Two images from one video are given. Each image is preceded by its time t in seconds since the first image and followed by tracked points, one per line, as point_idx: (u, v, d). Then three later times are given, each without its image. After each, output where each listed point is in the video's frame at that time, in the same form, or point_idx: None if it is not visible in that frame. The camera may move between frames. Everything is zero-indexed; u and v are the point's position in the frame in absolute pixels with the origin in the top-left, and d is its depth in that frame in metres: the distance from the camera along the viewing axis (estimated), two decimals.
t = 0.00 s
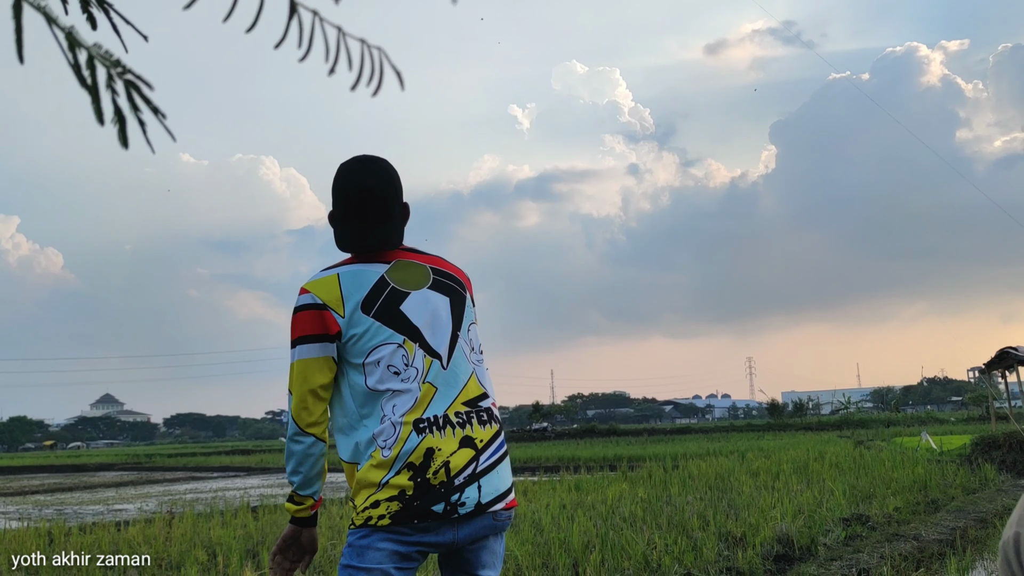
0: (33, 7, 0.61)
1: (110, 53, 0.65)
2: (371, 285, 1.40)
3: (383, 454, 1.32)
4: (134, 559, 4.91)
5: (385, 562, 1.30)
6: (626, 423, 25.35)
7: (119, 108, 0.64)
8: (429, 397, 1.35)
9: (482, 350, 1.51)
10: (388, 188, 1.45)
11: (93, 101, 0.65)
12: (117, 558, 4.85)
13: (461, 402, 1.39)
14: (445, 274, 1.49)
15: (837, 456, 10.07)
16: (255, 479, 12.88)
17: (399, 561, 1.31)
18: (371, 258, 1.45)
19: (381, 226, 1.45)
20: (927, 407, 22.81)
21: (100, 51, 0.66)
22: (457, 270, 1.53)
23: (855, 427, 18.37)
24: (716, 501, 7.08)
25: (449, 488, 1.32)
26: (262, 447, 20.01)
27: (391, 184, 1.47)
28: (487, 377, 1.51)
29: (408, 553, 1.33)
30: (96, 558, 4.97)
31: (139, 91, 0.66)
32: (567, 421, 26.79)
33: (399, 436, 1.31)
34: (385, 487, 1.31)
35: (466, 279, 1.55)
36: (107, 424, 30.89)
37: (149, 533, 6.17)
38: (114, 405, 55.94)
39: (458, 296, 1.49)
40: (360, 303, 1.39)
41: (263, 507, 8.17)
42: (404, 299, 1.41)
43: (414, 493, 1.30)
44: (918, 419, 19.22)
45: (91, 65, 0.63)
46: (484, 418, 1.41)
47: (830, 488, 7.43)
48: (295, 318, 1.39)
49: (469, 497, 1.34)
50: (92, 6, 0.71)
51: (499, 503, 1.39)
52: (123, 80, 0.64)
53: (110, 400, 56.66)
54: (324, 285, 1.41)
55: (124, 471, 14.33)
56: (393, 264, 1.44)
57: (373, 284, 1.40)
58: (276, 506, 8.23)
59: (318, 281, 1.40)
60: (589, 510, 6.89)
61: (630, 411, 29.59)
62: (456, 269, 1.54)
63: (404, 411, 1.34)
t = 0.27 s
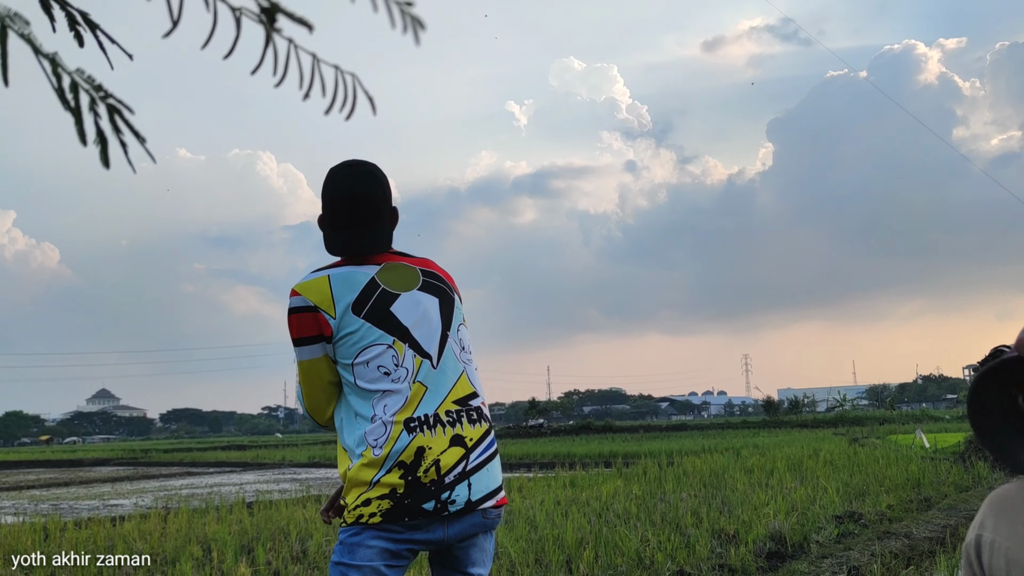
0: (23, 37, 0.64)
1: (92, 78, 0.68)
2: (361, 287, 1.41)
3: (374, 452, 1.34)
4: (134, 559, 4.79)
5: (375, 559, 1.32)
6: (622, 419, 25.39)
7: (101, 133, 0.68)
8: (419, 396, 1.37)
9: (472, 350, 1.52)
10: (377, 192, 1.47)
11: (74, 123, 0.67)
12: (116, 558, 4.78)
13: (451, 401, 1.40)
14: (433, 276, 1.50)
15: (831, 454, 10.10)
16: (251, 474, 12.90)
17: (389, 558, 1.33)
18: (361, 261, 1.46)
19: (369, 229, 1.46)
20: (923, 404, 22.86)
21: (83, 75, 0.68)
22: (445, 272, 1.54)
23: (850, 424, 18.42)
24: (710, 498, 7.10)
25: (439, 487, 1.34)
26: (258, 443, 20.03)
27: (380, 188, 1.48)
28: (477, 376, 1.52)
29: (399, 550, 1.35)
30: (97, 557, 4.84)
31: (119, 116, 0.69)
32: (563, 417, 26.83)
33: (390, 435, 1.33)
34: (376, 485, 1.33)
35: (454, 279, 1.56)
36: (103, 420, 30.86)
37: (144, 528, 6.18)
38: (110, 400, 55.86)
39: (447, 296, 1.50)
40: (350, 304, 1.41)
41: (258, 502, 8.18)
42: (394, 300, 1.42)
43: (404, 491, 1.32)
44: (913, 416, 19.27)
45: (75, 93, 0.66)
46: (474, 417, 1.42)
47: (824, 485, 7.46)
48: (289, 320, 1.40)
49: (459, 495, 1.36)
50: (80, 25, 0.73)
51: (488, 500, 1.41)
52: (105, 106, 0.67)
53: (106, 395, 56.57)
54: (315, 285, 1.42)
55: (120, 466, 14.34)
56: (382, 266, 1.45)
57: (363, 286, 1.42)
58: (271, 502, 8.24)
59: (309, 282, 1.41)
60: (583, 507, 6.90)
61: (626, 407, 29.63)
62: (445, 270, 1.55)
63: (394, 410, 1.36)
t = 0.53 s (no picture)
0: (8, 40, 0.67)
1: (77, 81, 0.71)
2: (354, 285, 1.42)
3: (366, 449, 1.35)
4: (133, 559, 4.69)
5: (366, 554, 1.33)
6: (619, 417, 25.41)
7: (87, 133, 0.70)
8: (411, 394, 1.38)
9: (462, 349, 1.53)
10: (369, 191, 1.48)
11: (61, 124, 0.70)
12: (115, 559, 4.69)
13: (442, 398, 1.41)
14: (424, 275, 1.51)
15: (827, 452, 10.13)
16: (248, 470, 12.91)
17: (380, 553, 1.34)
18: (353, 259, 1.47)
19: (361, 228, 1.48)
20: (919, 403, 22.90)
21: (67, 75, 0.71)
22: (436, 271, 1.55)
23: (846, 422, 18.45)
24: (705, 496, 7.13)
25: (430, 483, 1.35)
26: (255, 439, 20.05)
27: (372, 188, 1.49)
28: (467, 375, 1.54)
29: (390, 545, 1.36)
30: (97, 558, 4.76)
31: (106, 115, 0.72)
32: (560, 414, 26.84)
33: (382, 431, 1.34)
34: (367, 481, 1.34)
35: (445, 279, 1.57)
36: (100, 415, 30.83)
37: (140, 523, 6.19)
38: (107, 396, 55.80)
39: (438, 295, 1.51)
40: (344, 302, 1.42)
41: (254, 498, 8.19)
42: (386, 298, 1.43)
43: (396, 487, 1.33)
44: (909, 415, 19.31)
45: (61, 93, 0.69)
46: (464, 415, 1.43)
47: (819, 484, 7.48)
48: (280, 314, 1.40)
49: (450, 492, 1.37)
50: (73, 28, 0.76)
51: (479, 497, 1.42)
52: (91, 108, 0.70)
53: (102, 391, 56.40)
54: (309, 282, 1.43)
55: (116, 462, 14.35)
56: (375, 264, 1.46)
57: (356, 284, 1.43)
58: (267, 498, 8.25)
59: (303, 279, 1.43)
60: (579, 504, 6.91)
61: (623, 405, 29.69)
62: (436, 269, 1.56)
63: (386, 407, 1.37)
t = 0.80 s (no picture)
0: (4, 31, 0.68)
1: (71, 72, 0.72)
2: (351, 284, 1.43)
3: (363, 445, 1.36)
4: (133, 558, 4.71)
5: (363, 550, 1.34)
6: (616, 416, 25.43)
7: (80, 122, 0.72)
8: (409, 391, 1.39)
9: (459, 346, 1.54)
10: (363, 188, 1.49)
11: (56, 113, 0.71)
12: (115, 558, 4.70)
13: (440, 396, 1.42)
14: (421, 271, 1.52)
15: (824, 453, 10.13)
16: (245, 469, 12.91)
17: (377, 549, 1.35)
18: (349, 256, 1.48)
19: (356, 226, 1.48)
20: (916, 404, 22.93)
21: (61, 66, 0.72)
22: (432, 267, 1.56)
23: (843, 422, 18.46)
24: (701, 495, 7.14)
25: (427, 480, 1.36)
26: (252, 438, 20.05)
27: (367, 184, 1.50)
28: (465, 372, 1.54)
29: (386, 541, 1.37)
30: (96, 557, 4.76)
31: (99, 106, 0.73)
32: (558, 414, 26.86)
33: (380, 429, 1.35)
34: (365, 478, 1.34)
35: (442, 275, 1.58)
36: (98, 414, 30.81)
37: (137, 521, 6.20)
38: (104, 394, 55.74)
39: (435, 292, 1.52)
40: (341, 300, 1.43)
41: (250, 496, 8.18)
42: (383, 296, 1.44)
43: (393, 484, 1.34)
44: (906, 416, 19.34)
45: (55, 84, 0.71)
46: (462, 412, 1.44)
47: (815, 483, 7.49)
48: (278, 315, 1.42)
49: (447, 488, 1.38)
50: (64, 18, 0.77)
51: (475, 494, 1.43)
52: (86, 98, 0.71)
53: (99, 389, 56.37)
54: (306, 281, 1.44)
55: (114, 460, 14.35)
56: (371, 262, 1.47)
57: (353, 282, 1.43)
58: (264, 496, 8.26)
59: (300, 278, 1.43)
60: (575, 503, 6.93)
61: (620, 405, 29.71)
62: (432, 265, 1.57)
63: (384, 405, 1.37)
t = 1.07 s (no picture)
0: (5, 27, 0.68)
1: (71, 68, 0.71)
2: (350, 281, 1.43)
3: (361, 444, 1.36)
4: (133, 557, 4.72)
5: (361, 549, 1.33)
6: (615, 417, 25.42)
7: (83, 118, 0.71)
8: (406, 389, 1.39)
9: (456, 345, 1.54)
10: (360, 186, 1.49)
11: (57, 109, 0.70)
12: (114, 558, 4.70)
13: (438, 394, 1.42)
14: (419, 270, 1.52)
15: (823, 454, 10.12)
16: (244, 469, 12.90)
17: (375, 547, 1.35)
18: (347, 254, 1.47)
19: (354, 224, 1.48)
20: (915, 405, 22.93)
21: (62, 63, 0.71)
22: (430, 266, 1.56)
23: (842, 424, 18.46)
24: (700, 496, 7.14)
25: (425, 478, 1.36)
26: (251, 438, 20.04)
27: (364, 183, 1.50)
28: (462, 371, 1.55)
29: (384, 540, 1.37)
30: (95, 557, 4.76)
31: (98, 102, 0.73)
32: (557, 415, 26.86)
33: (378, 427, 1.35)
34: (363, 476, 1.34)
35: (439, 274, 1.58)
36: (96, 414, 30.80)
37: (135, 521, 6.19)
38: (102, 395, 55.71)
39: (433, 291, 1.52)
40: (339, 299, 1.42)
41: (249, 497, 8.17)
42: (381, 294, 1.44)
43: (391, 482, 1.34)
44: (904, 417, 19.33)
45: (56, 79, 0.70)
46: (459, 410, 1.44)
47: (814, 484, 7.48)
48: (278, 313, 1.41)
49: (445, 487, 1.38)
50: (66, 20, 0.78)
51: (473, 493, 1.43)
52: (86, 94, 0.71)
53: (98, 390, 56.34)
54: (304, 278, 1.43)
55: (112, 460, 14.35)
56: (369, 259, 1.46)
57: (351, 280, 1.43)
58: (262, 497, 8.25)
59: (298, 275, 1.43)
60: (574, 504, 6.93)
61: (619, 406, 29.71)
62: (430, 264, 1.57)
63: (382, 403, 1.37)
